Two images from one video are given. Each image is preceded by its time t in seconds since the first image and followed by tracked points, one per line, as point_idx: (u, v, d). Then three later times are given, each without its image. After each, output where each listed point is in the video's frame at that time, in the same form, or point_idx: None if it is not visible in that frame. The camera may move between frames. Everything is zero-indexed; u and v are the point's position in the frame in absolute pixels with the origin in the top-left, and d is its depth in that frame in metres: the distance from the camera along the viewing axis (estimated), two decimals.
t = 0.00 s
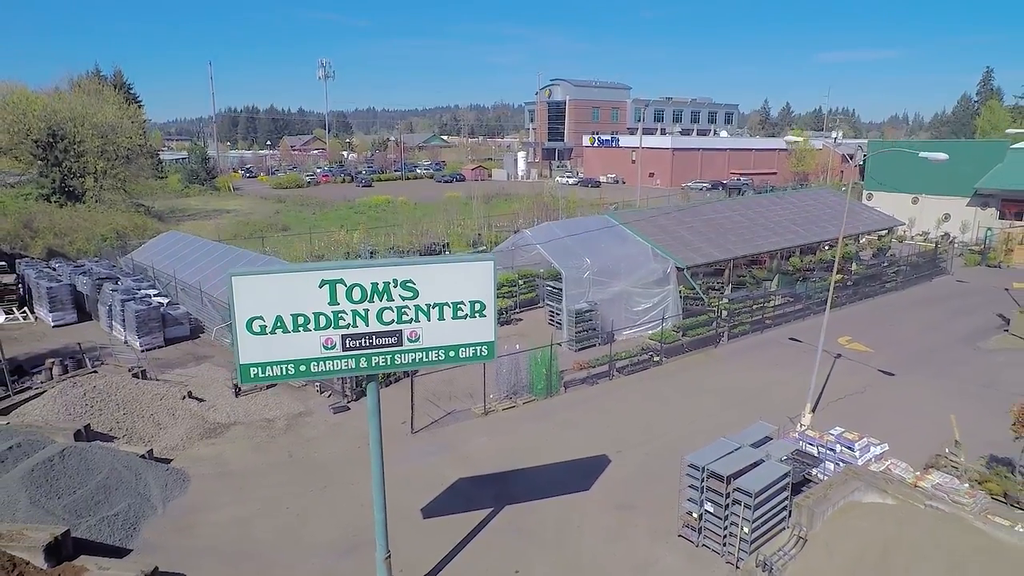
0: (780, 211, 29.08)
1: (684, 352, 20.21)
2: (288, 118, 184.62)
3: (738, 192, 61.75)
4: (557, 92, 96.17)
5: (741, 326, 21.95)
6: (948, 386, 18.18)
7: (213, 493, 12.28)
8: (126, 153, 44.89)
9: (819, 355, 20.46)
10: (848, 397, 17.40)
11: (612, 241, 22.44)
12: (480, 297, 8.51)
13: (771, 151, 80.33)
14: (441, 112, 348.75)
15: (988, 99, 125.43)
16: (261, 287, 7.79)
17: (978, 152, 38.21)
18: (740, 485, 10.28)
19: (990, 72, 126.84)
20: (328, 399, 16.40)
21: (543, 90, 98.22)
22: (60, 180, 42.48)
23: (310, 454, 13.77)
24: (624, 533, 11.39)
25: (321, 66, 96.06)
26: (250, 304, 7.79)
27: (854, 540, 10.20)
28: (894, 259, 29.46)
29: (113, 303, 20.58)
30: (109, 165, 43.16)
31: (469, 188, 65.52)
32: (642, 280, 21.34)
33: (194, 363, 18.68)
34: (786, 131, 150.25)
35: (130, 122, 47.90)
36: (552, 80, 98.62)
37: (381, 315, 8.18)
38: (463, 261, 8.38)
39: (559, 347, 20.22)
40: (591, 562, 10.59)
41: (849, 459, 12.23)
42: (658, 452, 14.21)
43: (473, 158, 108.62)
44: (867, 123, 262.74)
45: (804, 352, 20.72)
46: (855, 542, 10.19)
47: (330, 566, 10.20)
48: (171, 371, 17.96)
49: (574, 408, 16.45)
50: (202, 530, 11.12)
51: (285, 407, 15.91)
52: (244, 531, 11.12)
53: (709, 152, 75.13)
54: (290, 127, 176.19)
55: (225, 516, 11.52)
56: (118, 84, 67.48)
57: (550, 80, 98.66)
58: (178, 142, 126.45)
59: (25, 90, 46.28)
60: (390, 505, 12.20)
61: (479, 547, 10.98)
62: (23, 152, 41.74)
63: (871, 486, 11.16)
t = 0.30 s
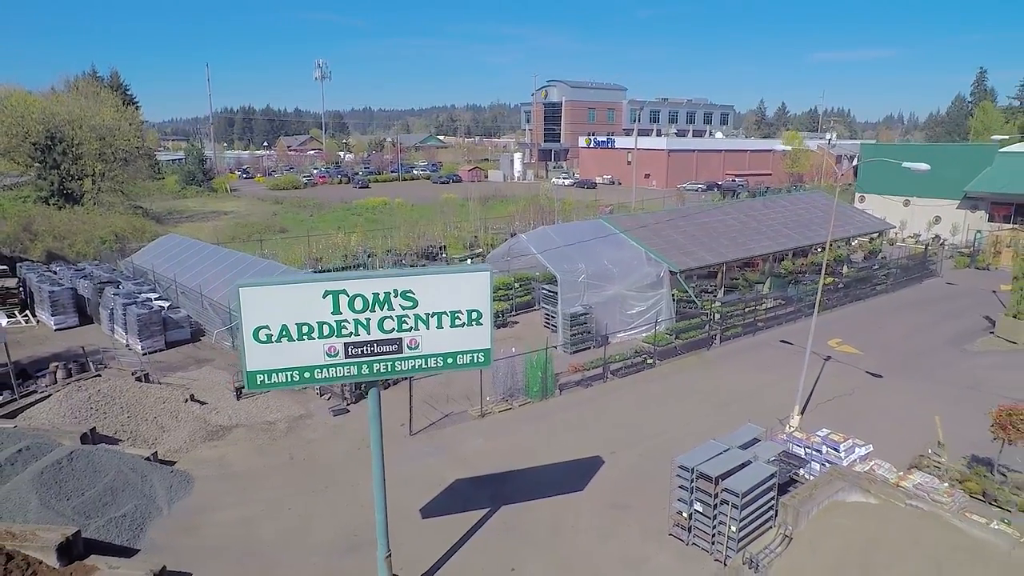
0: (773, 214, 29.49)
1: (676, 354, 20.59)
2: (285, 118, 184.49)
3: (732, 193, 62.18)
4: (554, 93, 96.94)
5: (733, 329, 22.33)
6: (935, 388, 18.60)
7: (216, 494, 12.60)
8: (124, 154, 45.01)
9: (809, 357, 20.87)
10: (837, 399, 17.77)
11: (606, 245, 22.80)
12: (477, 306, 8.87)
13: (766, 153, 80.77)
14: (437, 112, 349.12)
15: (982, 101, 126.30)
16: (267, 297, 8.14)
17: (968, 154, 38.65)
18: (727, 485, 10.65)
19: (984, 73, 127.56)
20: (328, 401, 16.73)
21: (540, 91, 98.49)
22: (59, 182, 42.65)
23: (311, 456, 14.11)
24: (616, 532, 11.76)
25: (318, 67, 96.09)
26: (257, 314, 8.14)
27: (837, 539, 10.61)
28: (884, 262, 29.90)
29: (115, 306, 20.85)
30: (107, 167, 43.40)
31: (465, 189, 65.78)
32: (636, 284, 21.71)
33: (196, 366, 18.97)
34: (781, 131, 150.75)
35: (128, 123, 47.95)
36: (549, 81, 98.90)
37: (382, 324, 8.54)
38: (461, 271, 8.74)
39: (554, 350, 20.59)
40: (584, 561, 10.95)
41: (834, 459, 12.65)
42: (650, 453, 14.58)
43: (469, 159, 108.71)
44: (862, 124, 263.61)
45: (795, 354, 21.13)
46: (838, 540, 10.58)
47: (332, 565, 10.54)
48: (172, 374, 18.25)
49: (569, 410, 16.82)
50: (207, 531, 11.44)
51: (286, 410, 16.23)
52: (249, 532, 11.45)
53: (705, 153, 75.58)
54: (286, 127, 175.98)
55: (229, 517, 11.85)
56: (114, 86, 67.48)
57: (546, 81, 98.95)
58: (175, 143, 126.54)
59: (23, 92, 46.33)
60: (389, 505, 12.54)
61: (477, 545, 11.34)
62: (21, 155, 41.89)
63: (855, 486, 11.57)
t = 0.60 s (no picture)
0: (760, 218, 30.02)
1: (664, 356, 21.04)
2: (275, 119, 183.85)
3: (721, 194, 62.86)
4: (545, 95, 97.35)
5: (720, 331, 22.80)
6: (915, 388, 19.15)
7: (215, 496, 12.91)
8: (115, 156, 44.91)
9: (794, 359, 21.39)
10: (820, 400, 18.27)
11: (596, 248, 23.19)
12: (469, 315, 9.27)
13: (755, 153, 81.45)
14: (428, 112, 348.76)
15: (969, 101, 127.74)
16: (268, 307, 8.48)
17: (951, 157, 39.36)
18: (711, 484, 11.09)
19: (970, 74, 129.06)
20: (323, 404, 17.05)
21: (531, 92, 98.78)
22: (50, 185, 42.52)
23: (308, 458, 14.44)
24: (605, 529, 12.18)
25: (309, 67, 95.99)
26: (258, 323, 8.48)
27: (815, 535, 11.07)
28: (869, 264, 30.50)
29: (111, 311, 21.08)
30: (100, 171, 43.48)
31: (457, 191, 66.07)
32: (625, 287, 22.10)
33: (192, 370, 19.22)
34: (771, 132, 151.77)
35: (119, 126, 47.78)
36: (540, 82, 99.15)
37: (378, 332, 8.92)
38: (454, 281, 9.13)
39: (545, 352, 20.98)
40: (574, 558, 11.36)
41: (815, 459, 13.14)
42: (638, 453, 15.02)
43: (461, 160, 108.93)
44: (850, 124, 265.84)
45: (780, 355, 21.64)
46: (816, 536, 11.04)
47: (330, 564, 10.90)
48: (169, 378, 18.50)
49: (559, 411, 17.23)
50: (207, 532, 11.75)
51: (282, 413, 16.54)
52: (248, 533, 11.78)
53: (695, 155, 76.21)
54: (277, 127, 175.38)
55: (228, 519, 12.16)
56: (104, 88, 67.21)
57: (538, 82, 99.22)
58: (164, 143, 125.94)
59: (13, 94, 46.03)
60: (385, 506, 12.89)
61: (470, 544, 11.72)
62: (12, 158, 41.73)
63: (834, 484, 12.05)
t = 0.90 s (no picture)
0: (740, 221, 30.65)
1: (647, 358, 21.55)
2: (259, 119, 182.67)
3: (704, 195, 63.67)
4: (530, 96, 98.03)
5: (701, 332, 23.32)
6: (887, 387, 19.81)
7: (207, 499, 13.18)
8: (98, 159, 44.78)
9: (772, 359, 22.00)
10: (796, 399, 18.85)
11: (579, 252, 23.66)
12: (456, 322, 9.65)
13: (737, 154, 82.43)
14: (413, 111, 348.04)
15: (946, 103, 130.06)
16: (262, 317, 8.84)
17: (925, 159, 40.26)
18: (688, 483, 11.54)
19: (947, 76, 131.38)
20: (312, 408, 17.33)
21: (516, 94, 99.12)
22: (32, 189, 42.12)
23: (298, 461, 14.73)
24: (588, 527, 12.62)
25: (294, 68, 95.69)
26: (252, 332, 8.83)
27: (788, 530, 11.59)
28: (846, 265, 31.24)
29: (98, 317, 21.19)
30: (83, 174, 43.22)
31: (443, 193, 66.32)
32: (608, 290, 22.61)
33: (181, 375, 19.39)
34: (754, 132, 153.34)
35: (102, 129, 47.40)
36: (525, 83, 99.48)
37: (368, 340, 9.29)
38: (440, 290, 9.51)
39: (529, 354, 21.42)
40: (558, 555, 11.79)
41: (789, 457, 13.68)
42: (620, 453, 15.48)
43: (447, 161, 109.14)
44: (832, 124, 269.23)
45: (759, 356, 22.23)
46: (788, 531, 11.57)
47: (321, 564, 11.23)
48: (158, 383, 18.67)
49: (544, 413, 17.66)
50: (200, 534, 12.03)
51: (272, 417, 16.81)
52: (241, 535, 12.07)
53: (678, 156, 77.02)
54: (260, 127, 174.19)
55: (221, 521, 12.44)
56: (85, 89, 66.57)
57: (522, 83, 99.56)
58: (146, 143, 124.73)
59: None
60: (374, 507, 13.24)
61: (458, 543, 12.11)
62: None
63: (806, 481, 12.60)
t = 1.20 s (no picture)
0: (717, 224, 31.37)
1: (626, 359, 22.12)
2: (239, 119, 181.08)
3: (684, 197, 64.56)
4: (512, 97, 98.89)
5: (678, 333, 23.94)
6: (856, 386, 20.55)
7: (196, 503, 13.44)
8: (76, 162, 44.29)
9: (747, 360, 22.68)
10: (769, 399, 19.46)
11: (560, 256, 24.12)
12: (439, 330, 10.07)
13: (717, 155, 83.51)
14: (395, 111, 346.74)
15: (921, 104, 132.58)
16: (252, 327, 9.21)
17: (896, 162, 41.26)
18: (662, 481, 12.06)
19: (922, 78, 134.01)
20: (297, 412, 17.63)
21: (498, 95, 99.47)
22: (9, 193, 41.50)
23: (285, 464, 15.04)
24: (567, 524, 13.10)
25: (275, 68, 95.28)
26: (242, 341, 9.20)
27: (757, 524, 12.17)
28: (820, 267, 32.09)
29: (82, 323, 21.28)
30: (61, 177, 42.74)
31: (425, 195, 66.50)
32: (587, 293, 23.14)
33: (166, 380, 19.55)
34: (734, 133, 155.17)
35: (80, 132, 46.74)
36: (507, 85, 99.84)
37: (354, 348, 9.70)
38: (424, 299, 9.90)
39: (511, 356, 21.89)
40: (539, 552, 12.25)
41: (760, 455, 14.30)
42: (599, 452, 15.99)
43: (429, 162, 109.23)
44: (810, 125, 273.04)
45: (734, 356, 22.90)
46: (757, 526, 12.15)
47: (309, 564, 11.57)
48: (143, 388, 18.83)
49: (526, 414, 18.12)
50: (190, 537, 12.31)
51: (258, 421, 17.08)
52: (230, 536, 12.37)
53: (658, 157, 77.94)
54: (241, 126, 172.64)
55: (210, 524, 12.73)
56: (62, 90, 65.71)
57: (504, 85, 99.93)
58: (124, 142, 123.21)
59: None
60: (360, 508, 13.59)
61: (441, 542, 12.51)
62: None
63: (776, 478, 13.20)
